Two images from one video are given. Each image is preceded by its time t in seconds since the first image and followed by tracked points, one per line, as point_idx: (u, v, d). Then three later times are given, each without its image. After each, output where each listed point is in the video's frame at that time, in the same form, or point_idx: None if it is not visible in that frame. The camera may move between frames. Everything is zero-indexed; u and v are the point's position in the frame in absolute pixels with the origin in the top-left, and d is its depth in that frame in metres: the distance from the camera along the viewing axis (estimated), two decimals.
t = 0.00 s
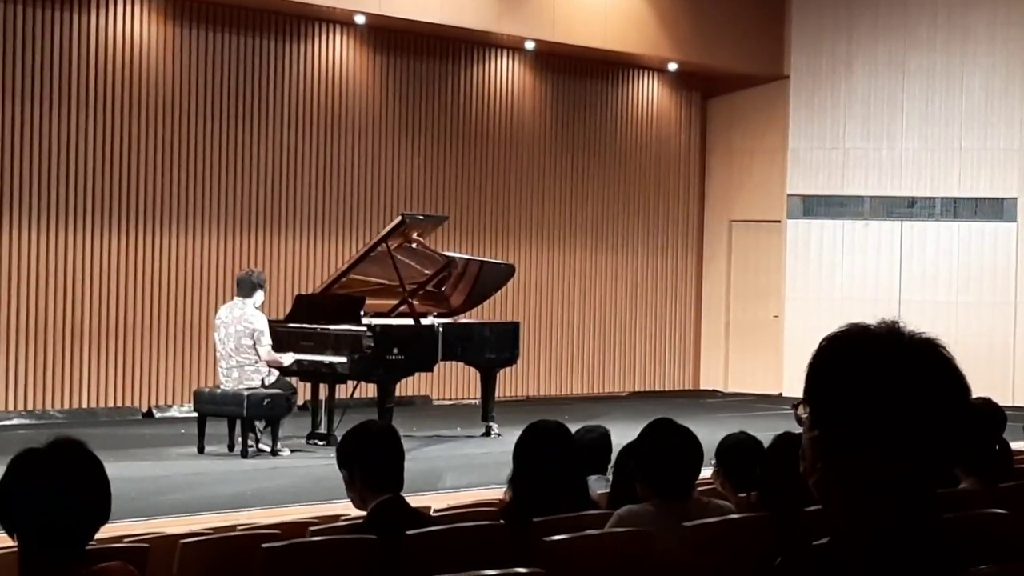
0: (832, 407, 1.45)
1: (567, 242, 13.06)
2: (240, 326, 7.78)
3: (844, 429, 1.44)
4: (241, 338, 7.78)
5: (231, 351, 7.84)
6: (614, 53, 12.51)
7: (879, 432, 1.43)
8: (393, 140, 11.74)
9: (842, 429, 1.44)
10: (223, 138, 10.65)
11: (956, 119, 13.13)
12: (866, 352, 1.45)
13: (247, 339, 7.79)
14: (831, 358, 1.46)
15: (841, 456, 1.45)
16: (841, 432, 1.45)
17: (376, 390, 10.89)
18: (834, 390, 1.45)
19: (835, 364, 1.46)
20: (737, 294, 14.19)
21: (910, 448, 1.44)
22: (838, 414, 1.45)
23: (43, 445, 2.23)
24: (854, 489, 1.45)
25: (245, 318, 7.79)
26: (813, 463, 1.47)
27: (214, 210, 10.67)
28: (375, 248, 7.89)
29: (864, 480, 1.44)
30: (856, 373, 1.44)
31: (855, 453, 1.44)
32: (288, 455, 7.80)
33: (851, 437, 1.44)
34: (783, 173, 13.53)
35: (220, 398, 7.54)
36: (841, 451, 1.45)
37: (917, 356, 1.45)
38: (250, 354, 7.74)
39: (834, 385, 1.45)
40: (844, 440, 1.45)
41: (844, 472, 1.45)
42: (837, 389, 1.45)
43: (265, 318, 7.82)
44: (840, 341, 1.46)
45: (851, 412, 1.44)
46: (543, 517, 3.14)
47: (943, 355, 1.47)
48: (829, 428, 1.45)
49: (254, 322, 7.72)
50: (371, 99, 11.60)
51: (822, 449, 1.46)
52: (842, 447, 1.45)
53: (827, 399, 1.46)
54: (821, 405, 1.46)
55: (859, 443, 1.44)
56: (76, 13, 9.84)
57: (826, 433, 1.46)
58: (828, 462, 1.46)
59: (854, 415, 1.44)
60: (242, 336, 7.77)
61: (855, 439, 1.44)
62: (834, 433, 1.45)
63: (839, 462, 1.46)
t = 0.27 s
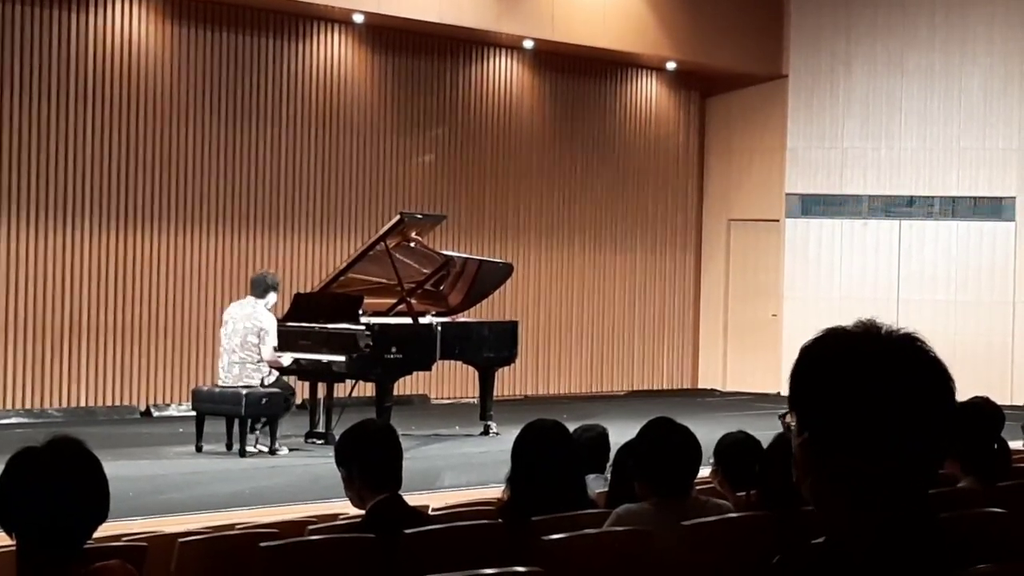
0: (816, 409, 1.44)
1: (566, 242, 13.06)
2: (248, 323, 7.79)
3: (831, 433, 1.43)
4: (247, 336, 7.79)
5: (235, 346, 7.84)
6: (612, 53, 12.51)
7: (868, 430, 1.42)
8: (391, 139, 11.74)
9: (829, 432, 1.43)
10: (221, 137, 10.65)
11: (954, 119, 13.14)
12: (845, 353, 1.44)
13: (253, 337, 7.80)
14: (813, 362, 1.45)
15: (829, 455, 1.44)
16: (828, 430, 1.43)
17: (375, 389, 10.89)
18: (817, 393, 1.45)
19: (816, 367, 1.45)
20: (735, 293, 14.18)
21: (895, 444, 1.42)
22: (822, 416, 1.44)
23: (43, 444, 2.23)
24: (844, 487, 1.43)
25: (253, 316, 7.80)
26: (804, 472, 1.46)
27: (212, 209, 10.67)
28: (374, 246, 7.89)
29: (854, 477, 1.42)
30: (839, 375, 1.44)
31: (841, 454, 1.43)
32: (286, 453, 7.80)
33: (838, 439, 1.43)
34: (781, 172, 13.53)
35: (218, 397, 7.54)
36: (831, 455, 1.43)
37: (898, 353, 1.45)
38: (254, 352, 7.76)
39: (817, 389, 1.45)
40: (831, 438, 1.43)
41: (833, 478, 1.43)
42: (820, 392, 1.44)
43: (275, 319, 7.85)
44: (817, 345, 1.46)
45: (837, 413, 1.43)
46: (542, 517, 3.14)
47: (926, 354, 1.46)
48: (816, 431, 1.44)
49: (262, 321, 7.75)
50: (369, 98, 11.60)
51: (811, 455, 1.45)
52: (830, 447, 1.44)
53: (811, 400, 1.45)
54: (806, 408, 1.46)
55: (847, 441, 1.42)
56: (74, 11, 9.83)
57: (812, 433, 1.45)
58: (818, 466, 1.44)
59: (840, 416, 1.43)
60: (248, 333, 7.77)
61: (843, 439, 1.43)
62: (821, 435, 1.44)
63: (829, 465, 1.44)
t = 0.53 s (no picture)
0: (803, 411, 1.38)
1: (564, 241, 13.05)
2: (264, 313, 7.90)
3: (821, 434, 1.37)
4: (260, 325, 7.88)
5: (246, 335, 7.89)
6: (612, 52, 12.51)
7: (854, 432, 1.35)
8: (389, 137, 11.72)
9: (818, 435, 1.37)
10: (220, 135, 10.64)
11: (954, 118, 13.13)
12: (827, 356, 1.37)
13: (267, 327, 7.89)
14: (799, 362, 1.38)
15: (817, 459, 1.38)
16: (815, 433, 1.37)
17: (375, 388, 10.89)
18: (803, 394, 1.38)
19: (803, 367, 1.38)
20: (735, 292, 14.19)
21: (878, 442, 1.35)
22: (807, 419, 1.38)
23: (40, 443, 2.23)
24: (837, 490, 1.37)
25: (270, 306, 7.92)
26: (798, 475, 1.40)
27: (210, 207, 10.66)
28: (373, 245, 7.88)
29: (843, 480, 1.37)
30: (825, 375, 1.36)
31: (830, 456, 1.37)
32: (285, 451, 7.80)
33: (826, 442, 1.37)
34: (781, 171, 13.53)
35: (216, 395, 7.54)
36: (821, 458, 1.38)
37: (879, 349, 1.36)
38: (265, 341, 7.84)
39: (803, 390, 1.38)
40: (816, 443, 1.37)
41: (831, 481, 1.38)
42: (807, 394, 1.38)
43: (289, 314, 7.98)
44: (802, 346, 1.38)
45: (824, 413, 1.36)
46: (540, 516, 3.14)
47: (910, 351, 1.37)
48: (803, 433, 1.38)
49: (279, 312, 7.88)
50: (367, 97, 11.59)
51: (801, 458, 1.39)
52: (818, 450, 1.38)
53: (797, 402, 1.38)
54: (794, 409, 1.39)
55: (834, 445, 1.36)
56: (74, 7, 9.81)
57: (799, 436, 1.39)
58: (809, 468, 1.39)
59: (827, 417, 1.36)
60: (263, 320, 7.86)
61: (831, 441, 1.36)
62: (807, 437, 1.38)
63: (818, 469, 1.38)
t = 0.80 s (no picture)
0: (797, 414, 1.38)
1: (564, 241, 13.05)
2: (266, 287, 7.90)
3: (815, 437, 1.37)
4: (263, 299, 7.88)
5: (251, 310, 7.90)
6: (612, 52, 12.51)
7: (848, 433, 1.36)
8: (389, 137, 11.73)
9: (813, 437, 1.37)
10: (221, 135, 10.65)
11: (954, 118, 13.14)
12: (820, 357, 1.37)
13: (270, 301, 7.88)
14: (793, 365, 1.39)
15: (814, 462, 1.38)
16: (810, 437, 1.37)
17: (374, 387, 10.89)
18: (797, 397, 1.38)
19: (797, 369, 1.39)
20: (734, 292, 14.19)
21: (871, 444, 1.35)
22: (802, 421, 1.38)
23: (40, 442, 2.23)
24: (834, 493, 1.38)
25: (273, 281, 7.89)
26: (795, 479, 1.41)
27: (210, 207, 10.66)
28: (372, 245, 7.88)
29: (840, 482, 1.37)
30: (818, 377, 1.37)
31: (826, 457, 1.37)
32: (285, 451, 7.80)
33: (821, 445, 1.37)
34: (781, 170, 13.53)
35: (216, 395, 7.54)
36: (818, 460, 1.37)
37: (872, 350, 1.36)
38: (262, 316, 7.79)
39: (798, 393, 1.38)
40: (812, 445, 1.37)
41: (828, 486, 1.38)
42: (801, 396, 1.38)
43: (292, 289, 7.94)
44: (795, 349, 1.39)
45: (820, 416, 1.36)
46: (539, 516, 3.15)
47: (905, 354, 1.36)
48: (798, 435, 1.38)
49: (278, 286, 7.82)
50: (367, 96, 11.59)
51: (797, 461, 1.39)
52: (813, 452, 1.38)
53: (791, 404, 1.39)
54: (788, 413, 1.39)
55: (830, 447, 1.36)
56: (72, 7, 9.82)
57: (794, 438, 1.39)
58: (806, 471, 1.39)
59: (823, 419, 1.36)
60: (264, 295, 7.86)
61: (826, 443, 1.36)
62: (803, 440, 1.38)
63: (814, 473, 1.38)
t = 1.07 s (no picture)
0: (798, 413, 1.38)
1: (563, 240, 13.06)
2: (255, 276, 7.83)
3: (816, 436, 1.37)
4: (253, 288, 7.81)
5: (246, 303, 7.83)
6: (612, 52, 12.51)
7: (848, 433, 1.36)
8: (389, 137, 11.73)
9: (814, 437, 1.37)
10: (221, 134, 10.65)
11: (953, 118, 13.14)
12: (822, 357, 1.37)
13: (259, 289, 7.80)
14: (794, 365, 1.39)
15: (814, 462, 1.38)
16: (811, 436, 1.37)
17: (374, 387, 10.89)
18: (798, 397, 1.38)
19: (799, 368, 1.39)
20: (733, 292, 14.19)
21: (872, 442, 1.35)
22: (803, 420, 1.38)
23: (39, 441, 2.22)
24: (833, 492, 1.38)
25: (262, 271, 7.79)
26: (795, 478, 1.41)
27: (210, 206, 10.66)
28: (371, 245, 7.88)
29: (841, 482, 1.37)
30: (819, 377, 1.37)
31: (827, 457, 1.37)
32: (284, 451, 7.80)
33: (823, 445, 1.37)
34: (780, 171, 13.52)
35: (216, 396, 7.54)
36: (819, 460, 1.37)
37: (875, 349, 1.36)
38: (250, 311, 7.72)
39: (799, 392, 1.38)
40: (814, 444, 1.37)
41: (828, 487, 1.38)
42: (802, 395, 1.38)
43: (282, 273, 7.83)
44: (796, 348, 1.39)
45: (821, 415, 1.37)
46: (539, 515, 3.15)
47: (906, 353, 1.36)
48: (799, 434, 1.38)
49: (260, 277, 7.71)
50: (366, 97, 11.59)
51: (796, 460, 1.40)
52: (813, 453, 1.38)
53: (792, 403, 1.39)
54: (789, 412, 1.39)
55: (831, 446, 1.36)
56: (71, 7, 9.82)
57: (795, 438, 1.39)
58: (806, 471, 1.39)
59: (824, 419, 1.36)
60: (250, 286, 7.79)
61: (828, 442, 1.37)
62: (804, 439, 1.38)
63: (815, 473, 1.38)
